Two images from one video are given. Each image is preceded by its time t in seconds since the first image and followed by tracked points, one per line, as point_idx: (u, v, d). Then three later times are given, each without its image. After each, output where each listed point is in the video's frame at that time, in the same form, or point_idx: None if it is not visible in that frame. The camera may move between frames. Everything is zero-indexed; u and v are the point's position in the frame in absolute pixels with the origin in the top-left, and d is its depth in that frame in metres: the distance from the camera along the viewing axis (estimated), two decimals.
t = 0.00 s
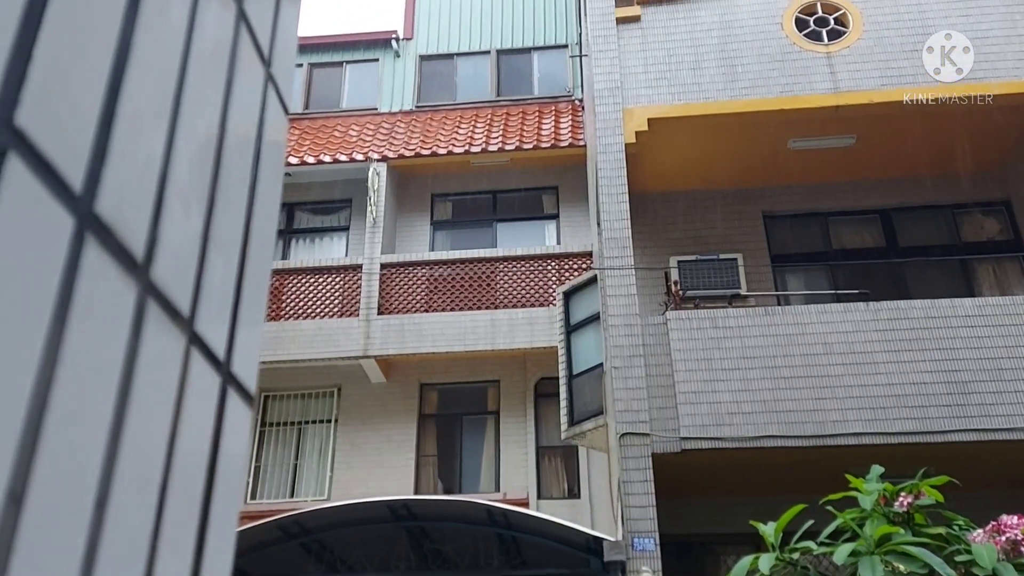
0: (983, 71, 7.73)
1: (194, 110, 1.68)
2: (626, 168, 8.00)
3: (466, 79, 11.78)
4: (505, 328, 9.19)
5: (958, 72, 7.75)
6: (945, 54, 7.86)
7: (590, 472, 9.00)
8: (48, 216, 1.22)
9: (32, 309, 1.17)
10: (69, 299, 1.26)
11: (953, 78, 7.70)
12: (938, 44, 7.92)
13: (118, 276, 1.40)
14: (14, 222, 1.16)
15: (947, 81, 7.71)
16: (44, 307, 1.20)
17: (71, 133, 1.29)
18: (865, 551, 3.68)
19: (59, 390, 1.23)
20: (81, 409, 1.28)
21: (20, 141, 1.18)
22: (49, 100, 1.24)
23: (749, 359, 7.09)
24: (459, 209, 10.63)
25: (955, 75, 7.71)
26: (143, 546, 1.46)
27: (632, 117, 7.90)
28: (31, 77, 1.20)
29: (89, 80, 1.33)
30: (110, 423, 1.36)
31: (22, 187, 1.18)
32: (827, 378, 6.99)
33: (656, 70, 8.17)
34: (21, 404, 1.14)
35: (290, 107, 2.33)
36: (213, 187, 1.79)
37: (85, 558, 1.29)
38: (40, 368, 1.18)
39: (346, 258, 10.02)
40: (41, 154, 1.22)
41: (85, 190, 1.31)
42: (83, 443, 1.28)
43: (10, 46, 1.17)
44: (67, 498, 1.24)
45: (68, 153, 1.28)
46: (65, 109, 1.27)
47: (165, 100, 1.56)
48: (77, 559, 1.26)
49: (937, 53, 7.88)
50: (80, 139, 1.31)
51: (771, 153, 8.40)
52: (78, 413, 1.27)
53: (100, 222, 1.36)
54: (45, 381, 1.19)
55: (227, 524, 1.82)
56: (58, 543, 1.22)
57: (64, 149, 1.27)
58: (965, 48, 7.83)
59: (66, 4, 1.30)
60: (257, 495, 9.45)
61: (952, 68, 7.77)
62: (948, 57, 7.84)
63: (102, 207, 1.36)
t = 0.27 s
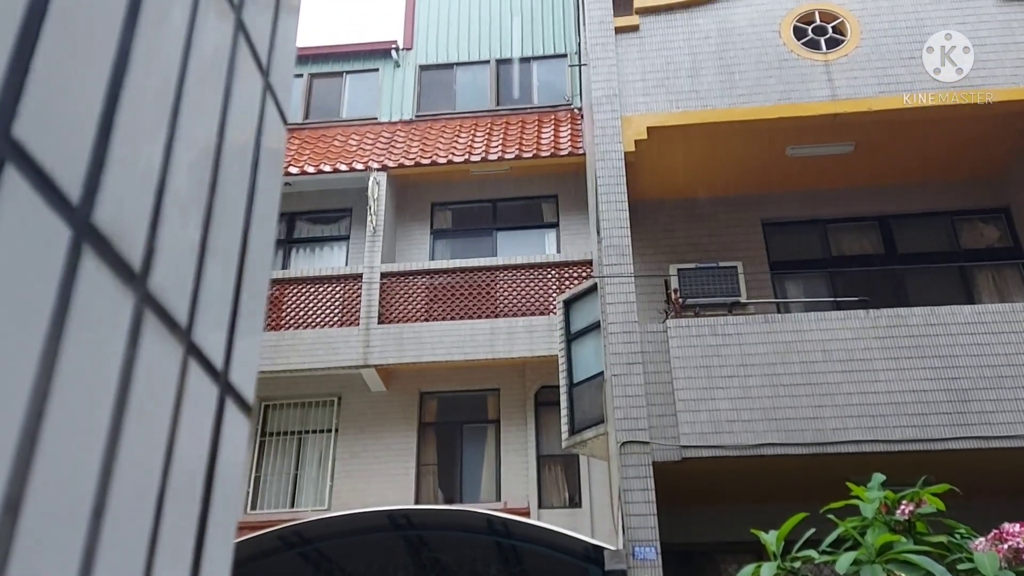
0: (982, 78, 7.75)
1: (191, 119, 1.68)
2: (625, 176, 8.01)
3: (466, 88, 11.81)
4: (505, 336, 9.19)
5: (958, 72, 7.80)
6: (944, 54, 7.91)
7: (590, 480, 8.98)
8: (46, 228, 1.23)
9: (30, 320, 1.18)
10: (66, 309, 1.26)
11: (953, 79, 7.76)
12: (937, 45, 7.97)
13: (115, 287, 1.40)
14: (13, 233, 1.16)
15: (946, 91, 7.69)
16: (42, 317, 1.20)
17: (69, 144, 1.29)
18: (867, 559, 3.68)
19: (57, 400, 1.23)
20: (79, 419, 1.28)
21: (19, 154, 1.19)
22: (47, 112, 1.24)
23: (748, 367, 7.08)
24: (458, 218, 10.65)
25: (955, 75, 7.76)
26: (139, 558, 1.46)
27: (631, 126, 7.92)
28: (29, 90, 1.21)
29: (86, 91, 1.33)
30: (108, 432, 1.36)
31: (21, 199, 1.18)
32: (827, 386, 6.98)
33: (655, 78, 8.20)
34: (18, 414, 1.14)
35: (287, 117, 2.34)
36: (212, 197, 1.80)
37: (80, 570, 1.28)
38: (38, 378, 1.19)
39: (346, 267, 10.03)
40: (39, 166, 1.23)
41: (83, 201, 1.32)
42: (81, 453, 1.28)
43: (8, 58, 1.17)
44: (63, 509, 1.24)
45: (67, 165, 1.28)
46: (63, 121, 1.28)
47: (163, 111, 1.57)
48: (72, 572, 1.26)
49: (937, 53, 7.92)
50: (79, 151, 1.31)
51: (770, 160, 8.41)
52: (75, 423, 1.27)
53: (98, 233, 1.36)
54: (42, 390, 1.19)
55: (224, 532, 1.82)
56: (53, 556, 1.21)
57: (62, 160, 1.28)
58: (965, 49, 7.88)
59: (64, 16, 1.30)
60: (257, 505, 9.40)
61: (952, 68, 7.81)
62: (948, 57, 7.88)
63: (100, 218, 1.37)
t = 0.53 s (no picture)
0: (980, 84, 7.76)
1: (190, 124, 1.68)
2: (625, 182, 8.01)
3: (466, 95, 11.82)
4: (506, 343, 9.18)
5: (958, 72, 7.86)
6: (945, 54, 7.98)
7: (592, 487, 8.96)
8: (43, 234, 1.22)
9: (27, 326, 1.17)
10: (64, 315, 1.26)
11: (953, 79, 7.82)
12: (937, 44, 8.03)
13: (114, 292, 1.40)
14: (10, 239, 1.16)
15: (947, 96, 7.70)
16: (39, 324, 1.20)
17: (68, 149, 1.29)
18: (869, 565, 3.66)
19: (54, 406, 1.22)
20: (77, 425, 1.27)
21: (16, 159, 1.19)
22: (45, 118, 1.24)
23: (750, 372, 7.07)
24: (459, 225, 10.66)
25: (955, 75, 7.83)
26: (137, 565, 1.45)
27: (631, 132, 7.94)
28: (28, 95, 1.20)
29: (85, 96, 1.33)
30: (106, 438, 1.36)
31: (15, 205, 1.18)
32: (829, 391, 6.97)
33: (655, 85, 8.21)
34: (14, 421, 1.14)
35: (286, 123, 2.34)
36: (212, 203, 1.80)
37: None
38: (35, 384, 1.18)
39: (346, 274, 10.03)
40: (36, 172, 1.22)
41: (81, 206, 1.32)
42: (78, 459, 1.27)
43: (7, 63, 1.17)
44: (61, 515, 1.23)
45: (65, 172, 1.28)
46: (62, 126, 1.28)
47: (162, 116, 1.56)
48: None
49: (937, 53, 7.98)
50: (77, 156, 1.31)
51: (770, 166, 8.42)
52: (73, 430, 1.26)
53: (96, 238, 1.36)
54: (39, 397, 1.19)
55: (224, 539, 1.82)
56: (50, 562, 1.20)
57: (60, 165, 1.27)
58: (965, 49, 7.94)
59: (63, 21, 1.30)
60: (258, 513, 9.43)
61: (952, 68, 7.87)
62: (948, 57, 7.95)
63: (98, 224, 1.36)
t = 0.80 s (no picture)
0: (977, 90, 7.79)
1: (190, 128, 1.54)
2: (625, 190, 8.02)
3: (465, 103, 11.86)
4: (507, 350, 9.18)
5: (958, 72, 7.93)
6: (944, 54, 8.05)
7: (593, 495, 8.95)
8: (38, 253, 1.11)
9: (17, 354, 1.05)
10: (57, 339, 1.14)
11: (953, 78, 7.87)
12: (937, 44, 8.11)
13: (109, 312, 1.27)
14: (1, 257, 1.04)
15: (944, 102, 7.74)
16: (32, 349, 1.08)
17: (62, 160, 1.17)
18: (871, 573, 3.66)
19: (46, 437, 1.10)
20: (70, 455, 1.15)
21: (10, 175, 1.07)
22: (38, 126, 1.12)
23: (750, 380, 7.07)
24: (459, 233, 10.67)
25: (955, 75, 7.89)
26: None
27: (630, 140, 7.95)
28: (24, 107, 1.10)
29: (83, 103, 1.21)
30: (97, 467, 1.22)
31: (10, 225, 1.07)
32: (829, 398, 6.96)
33: (653, 92, 8.24)
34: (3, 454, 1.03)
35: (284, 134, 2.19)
36: (213, 217, 1.65)
37: None
38: (25, 413, 1.07)
39: (346, 282, 10.04)
40: (32, 188, 1.11)
41: (77, 221, 1.20)
42: (68, 493, 1.14)
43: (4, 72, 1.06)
44: (51, 562, 1.11)
45: (61, 186, 1.16)
46: (57, 134, 1.16)
47: (160, 123, 1.42)
48: None
49: (937, 53, 8.05)
50: (72, 168, 1.19)
51: (770, 172, 8.42)
52: (63, 461, 1.14)
53: (91, 254, 1.23)
54: (30, 428, 1.07)
55: (221, 574, 1.63)
56: None
57: (54, 177, 1.16)
58: (965, 49, 8.01)
59: (58, 20, 1.18)
60: (259, 522, 9.41)
61: (952, 68, 7.94)
62: (948, 57, 8.01)
63: (94, 238, 1.24)
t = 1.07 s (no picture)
0: (978, 95, 7.78)
1: (188, 136, 1.50)
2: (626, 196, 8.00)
3: (466, 110, 11.84)
4: (508, 358, 9.15)
5: (958, 71, 7.96)
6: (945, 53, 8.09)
7: (596, 503, 8.90)
8: (33, 265, 1.07)
9: (11, 368, 1.01)
10: (54, 350, 1.09)
11: (953, 78, 7.91)
12: (938, 43, 8.14)
13: (108, 324, 1.23)
14: None
15: (946, 107, 7.73)
16: (27, 360, 1.04)
17: (57, 169, 1.13)
18: None
19: (42, 451, 1.06)
20: (67, 470, 1.10)
21: (5, 186, 1.04)
22: (32, 135, 1.09)
23: (753, 386, 7.03)
24: (459, 240, 10.64)
25: (955, 75, 7.93)
26: None
27: (630, 147, 7.93)
28: (20, 119, 1.06)
29: (79, 112, 1.18)
30: (94, 482, 1.16)
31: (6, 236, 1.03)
32: (833, 405, 6.92)
33: (653, 99, 8.23)
34: None
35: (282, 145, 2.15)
36: (210, 227, 1.61)
37: None
38: (21, 426, 1.02)
39: (347, 290, 10.00)
40: (27, 199, 1.07)
41: (74, 231, 1.15)
42: (64, 512, 1.09)
43: None
44: None
45: (57, 196, 1.12)
46: (52, 143, 1.12)
47: (156, 132, 1.38)
48: None
49: (936, 53, 8.09)
50: (67, 176, 1.15)
51: (771, 178, 8.40)
52: (59, 476, 1.09)
53: (88, 264, 1.19)
54: (26, 442, 1.03)
55: None
56: None
57: (50, 188, 1.12)
58: (965, 48, 8.04)
59: (54, 27, 1.15)
60: (258, 532, 9.36)
61: (952, 67, 7.97)
62: (947, 56, 8.05)
63: (91, 248, 1.19)
